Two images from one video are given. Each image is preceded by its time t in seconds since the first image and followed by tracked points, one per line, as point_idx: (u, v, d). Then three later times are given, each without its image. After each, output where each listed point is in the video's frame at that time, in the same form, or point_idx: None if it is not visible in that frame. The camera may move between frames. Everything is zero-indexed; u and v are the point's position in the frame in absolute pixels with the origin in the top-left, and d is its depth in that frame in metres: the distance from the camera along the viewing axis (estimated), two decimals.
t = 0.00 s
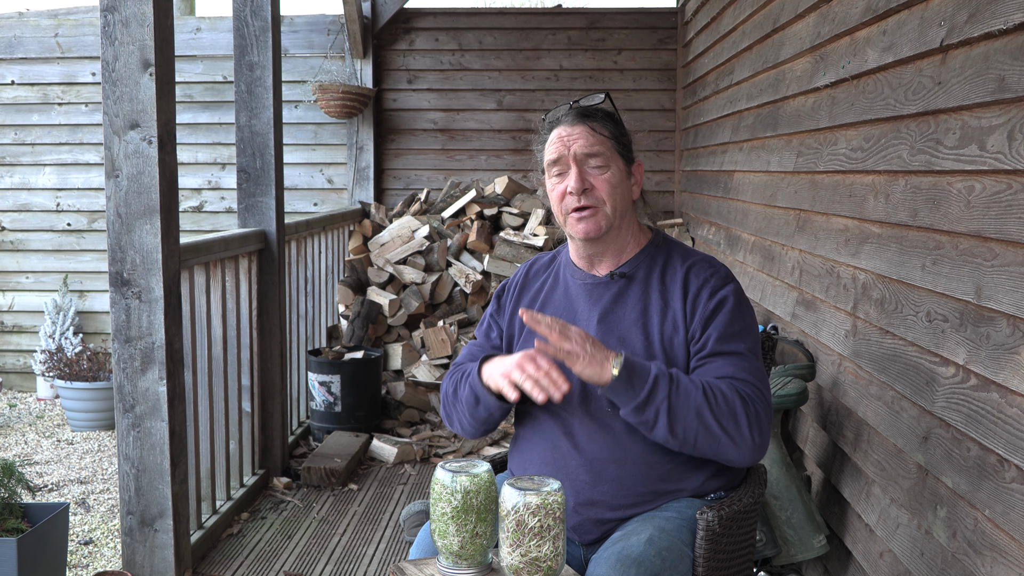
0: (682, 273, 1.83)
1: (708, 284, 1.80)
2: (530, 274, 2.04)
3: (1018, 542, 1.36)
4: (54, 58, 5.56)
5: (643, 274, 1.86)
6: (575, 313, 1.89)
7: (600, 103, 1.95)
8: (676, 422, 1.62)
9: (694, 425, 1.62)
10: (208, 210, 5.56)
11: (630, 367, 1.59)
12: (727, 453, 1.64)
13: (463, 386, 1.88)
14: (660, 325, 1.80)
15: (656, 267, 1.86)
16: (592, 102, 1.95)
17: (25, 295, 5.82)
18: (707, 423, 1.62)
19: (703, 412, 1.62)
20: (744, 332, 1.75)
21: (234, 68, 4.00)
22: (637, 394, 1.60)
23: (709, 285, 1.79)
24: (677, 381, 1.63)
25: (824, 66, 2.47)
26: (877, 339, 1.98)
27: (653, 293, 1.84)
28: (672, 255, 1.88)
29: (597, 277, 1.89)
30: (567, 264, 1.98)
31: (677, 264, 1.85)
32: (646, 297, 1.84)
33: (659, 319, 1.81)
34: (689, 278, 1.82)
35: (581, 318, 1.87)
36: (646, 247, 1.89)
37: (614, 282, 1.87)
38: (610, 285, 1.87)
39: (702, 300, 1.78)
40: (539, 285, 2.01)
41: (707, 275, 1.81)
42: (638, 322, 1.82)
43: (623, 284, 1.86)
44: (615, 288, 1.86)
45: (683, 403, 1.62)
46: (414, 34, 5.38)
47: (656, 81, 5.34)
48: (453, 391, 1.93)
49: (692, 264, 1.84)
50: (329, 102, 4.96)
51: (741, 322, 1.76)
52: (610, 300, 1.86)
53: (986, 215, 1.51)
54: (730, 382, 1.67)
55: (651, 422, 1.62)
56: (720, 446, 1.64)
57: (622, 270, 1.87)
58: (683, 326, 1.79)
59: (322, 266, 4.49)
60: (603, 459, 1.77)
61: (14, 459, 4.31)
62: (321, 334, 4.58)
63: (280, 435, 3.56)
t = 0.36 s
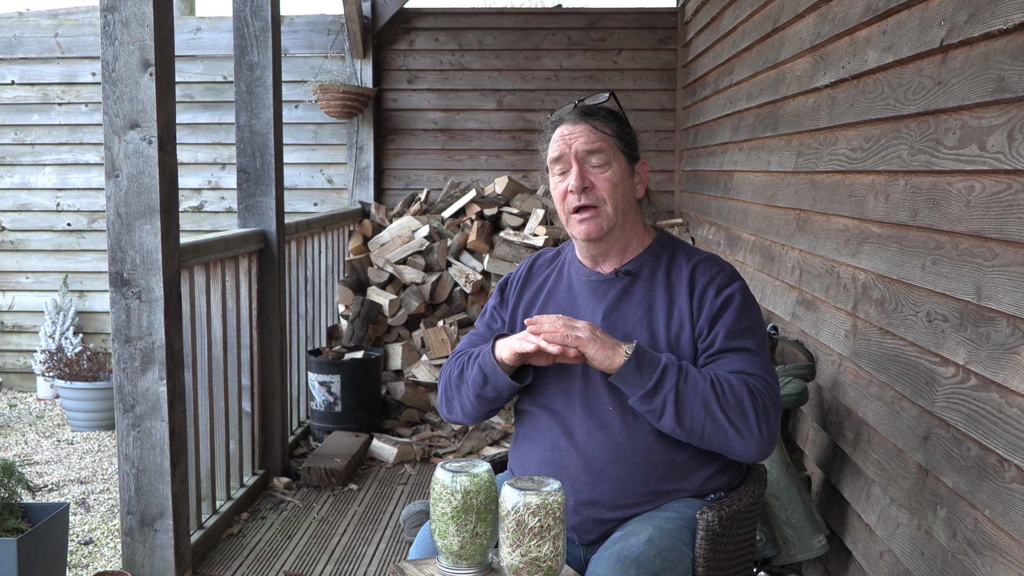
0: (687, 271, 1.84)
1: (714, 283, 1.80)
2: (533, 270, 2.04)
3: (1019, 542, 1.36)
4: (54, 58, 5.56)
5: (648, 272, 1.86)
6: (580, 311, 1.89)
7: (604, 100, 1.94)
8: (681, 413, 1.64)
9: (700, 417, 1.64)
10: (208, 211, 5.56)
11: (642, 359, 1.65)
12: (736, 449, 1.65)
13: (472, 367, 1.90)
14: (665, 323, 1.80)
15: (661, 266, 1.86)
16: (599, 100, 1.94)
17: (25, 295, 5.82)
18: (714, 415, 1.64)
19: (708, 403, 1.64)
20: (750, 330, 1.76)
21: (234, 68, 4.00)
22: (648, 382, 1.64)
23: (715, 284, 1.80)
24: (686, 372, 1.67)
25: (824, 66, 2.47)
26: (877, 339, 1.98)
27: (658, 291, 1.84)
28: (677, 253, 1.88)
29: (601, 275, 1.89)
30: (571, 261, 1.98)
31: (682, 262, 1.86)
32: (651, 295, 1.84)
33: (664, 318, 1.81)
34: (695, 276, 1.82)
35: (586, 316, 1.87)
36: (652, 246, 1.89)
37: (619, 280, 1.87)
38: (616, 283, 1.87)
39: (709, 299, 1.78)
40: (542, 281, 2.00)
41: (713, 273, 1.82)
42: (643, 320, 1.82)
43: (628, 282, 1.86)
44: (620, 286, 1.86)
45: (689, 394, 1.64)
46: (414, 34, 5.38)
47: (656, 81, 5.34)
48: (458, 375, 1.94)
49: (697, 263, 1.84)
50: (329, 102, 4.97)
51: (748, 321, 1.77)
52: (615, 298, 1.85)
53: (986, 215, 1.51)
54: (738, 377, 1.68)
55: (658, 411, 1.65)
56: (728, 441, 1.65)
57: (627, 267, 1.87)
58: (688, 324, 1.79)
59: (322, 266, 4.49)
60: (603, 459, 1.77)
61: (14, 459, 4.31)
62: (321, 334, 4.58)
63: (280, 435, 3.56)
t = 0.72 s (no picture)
0: (692, 272, 1.83)
1: (720, 285, 1.80)
2: (533, 268, 2.02)
3: (1018, 542, 1.36)
4: (54, 58, 5.56)
5: (652, 272, 1.85)
6: (581, 310, 1.87)
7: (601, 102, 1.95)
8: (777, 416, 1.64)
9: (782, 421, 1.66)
10: (208, 211, 5.56)
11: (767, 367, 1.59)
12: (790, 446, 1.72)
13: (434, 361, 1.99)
14: (669, 324, 1.80)
15: (664, 266, 1.86)
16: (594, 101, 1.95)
17: (25, 295, 5.83)
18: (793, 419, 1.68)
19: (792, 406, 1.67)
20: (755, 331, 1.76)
21: (234, 68, 4.00)
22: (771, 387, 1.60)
23: (720, 285, 1.80)
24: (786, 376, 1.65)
25: (824, 66, 2.47)
26: (877, 339, 1.98)
27: (662, 291, 1.83)
28: (680, 253, 1.88)
29: (603, 274, 1.89)
30: (571, 260, 1.97)
31: (685, 263, 1.85)
32: (654, 295, 1.83)
33: (668, 318, 1.80)
34: (700, 277, 1.82)
35: (588, 315, 1.86)
36: (652, 247, 1.89)
37: (621, 280, 1.86)
38: (618, 282, 1.86)
39: (712, 299, 1.78)
40: (542, 280, 1.99)
41: (718, 274, 1.81)
42: (646, 320, 1.81)
43: (630, 281, 1.85)
44: (623, 286, 1.85)
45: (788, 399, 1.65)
46: (414, 34, 5.38)
47: (656, 81, 5.34)
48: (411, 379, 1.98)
49: (701, 263, 1.84)
50: (329, 102, 4.97)
51: (755, 322, 1.77)
52: (617, 298, 1.85)
53: (986, 215, 1.51)
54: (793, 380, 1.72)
55: (765, 412, 1.62)
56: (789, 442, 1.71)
57: (627, 267, 1.87)
58: (691, 324, 1.78)
59: (322, 266, 4.49)
60: (603, 460, 1.77)
61: (14, 459, 4.31)
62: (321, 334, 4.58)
63: (280, 435, 3.56)
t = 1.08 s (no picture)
0: (693, 274, 1.83)
1: (722, 288, 1.80)
2: (532, 269, 2.02)
3: (1019, 542, 1.36)
4: (54, 58, 5.56)
5: (653, 274, 1.85)
6: (582, 312, 1.87)
7: (606, 103, 1.95)
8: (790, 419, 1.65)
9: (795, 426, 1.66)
10: (208, 211, 5.56)
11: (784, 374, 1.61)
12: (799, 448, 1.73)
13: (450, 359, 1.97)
14: (671, 326, 1.80)
15: (666, 269, 1.86)
16: (598, 102, 1.95)
17: (25, 295, 5.82)
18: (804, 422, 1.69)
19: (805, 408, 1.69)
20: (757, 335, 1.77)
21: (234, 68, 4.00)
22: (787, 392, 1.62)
23: (721, 288, 1.80)
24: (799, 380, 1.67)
25: (824, 66, 2.47)
26: (877, 339, 1.98)
27: (663, 293, 1.83)
28: (681, 255, 1.88)
29: (604, 275, 1.88)
30: (572, 262, 1.96)
31: (687, 264, 1.85)
32: (655, 298, 1.83)
33: (670, 321, 1.80)
34: (701, 280, 1.82)
35: (589, 317, 1.86)
36: (653, 248, 1.90)
37: (622, 281, 1.86)
38: (619, 285, 1.86)
39: (714, 302, 1.79)
40: (542, 282, 1.98)
41: (719, 277, 1.81)
42: (647, 323, 1.81)
43: (631, 283, 1.85)
44: (624, 288, 1.85)
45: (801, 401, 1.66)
46: (414, 34, 5.38)
47: (656, 81, 5.34)
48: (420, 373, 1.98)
49: (703, 266, 1.84)
50: (329, 102, 4.96)
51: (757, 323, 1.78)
52: (618, 300, 1.84)
53: (986, 215, 1.51)
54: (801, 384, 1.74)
55: (780, 415, 1.62)
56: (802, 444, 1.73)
57: (629, 269, 1.87)
58: (692, 326, 1.79)
59: (322, 266, 4.49)
60: (603, 461, 1.77)
61: (14, 459, 4.31)
62: (321, 334, 4.58)
63: (280, 435, 3.56)
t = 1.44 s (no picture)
0: (693, 274, 1.84)
1: (721, 288, 1.81)
2: (533, 270, 2.03)
3: (1019, 542, 1.36)
4: (54, 58, 5.56)
5: (654, 274, 1.86)
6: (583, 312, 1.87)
7: (608, 103, 1.95)
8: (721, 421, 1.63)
9: (729, 429, 1.64)
10: (208, 211, 5.56)
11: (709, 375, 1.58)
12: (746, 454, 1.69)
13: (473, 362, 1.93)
14: (672, 327, 1.81)
15: (667, 269, 1.86)
16: (601, 102, 1.95)
17: (25, 295, 5.82)
18: (745, 425, 1.65)
19: (749, 412, 1.64)
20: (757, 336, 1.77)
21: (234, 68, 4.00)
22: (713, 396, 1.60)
23: (722, 289, 1.80)
24: (740, 383, 1.63)
25: (824, 66, 2.47)
26: (877, 339, 1.98)
27: (664, 294, 1.84)
28: (682, 255, 1.88)
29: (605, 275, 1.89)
30: (573, 261, 1.96)
31: (688, 265, 1.86)
32: (656, 298, 1.84)
33: (670, 322, 1.81)
34: (701, 281, 1.82)
35: (591, 317, 1.87)
36: (655, 249, 1.89)
37: (623, 282, 1.86)
38: (620, 285, 1.86)
39: (715, 303, 1.79)
40: (543, 282, 1.99)
41: (719, 278, 1.82)
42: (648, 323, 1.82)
43: (632, 284, 1.86)
44: (625, 289, 1.86)
45: (738, 405, 1.63)
46: (414, 34, 5.38)
47: (656, 81, 5.34)
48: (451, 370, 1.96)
49: (703, 267, 1.84)
50: (329, 102, 4.96)
51: (751, 324, 1.77)
52: (619, 300, 1.85)
53: (986, 215, 1.51)
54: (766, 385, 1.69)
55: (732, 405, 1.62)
56: (754, 450, 1.68)
57: (630, 269, 1.87)
58: (693, 328, 1.79)
59: (322, 266, 4.49)
60: (604, 460, 1.77)
61: (14, 459, 4.31)
62: (321, 334, 4.58)
63: (280, 435, 3.56)
